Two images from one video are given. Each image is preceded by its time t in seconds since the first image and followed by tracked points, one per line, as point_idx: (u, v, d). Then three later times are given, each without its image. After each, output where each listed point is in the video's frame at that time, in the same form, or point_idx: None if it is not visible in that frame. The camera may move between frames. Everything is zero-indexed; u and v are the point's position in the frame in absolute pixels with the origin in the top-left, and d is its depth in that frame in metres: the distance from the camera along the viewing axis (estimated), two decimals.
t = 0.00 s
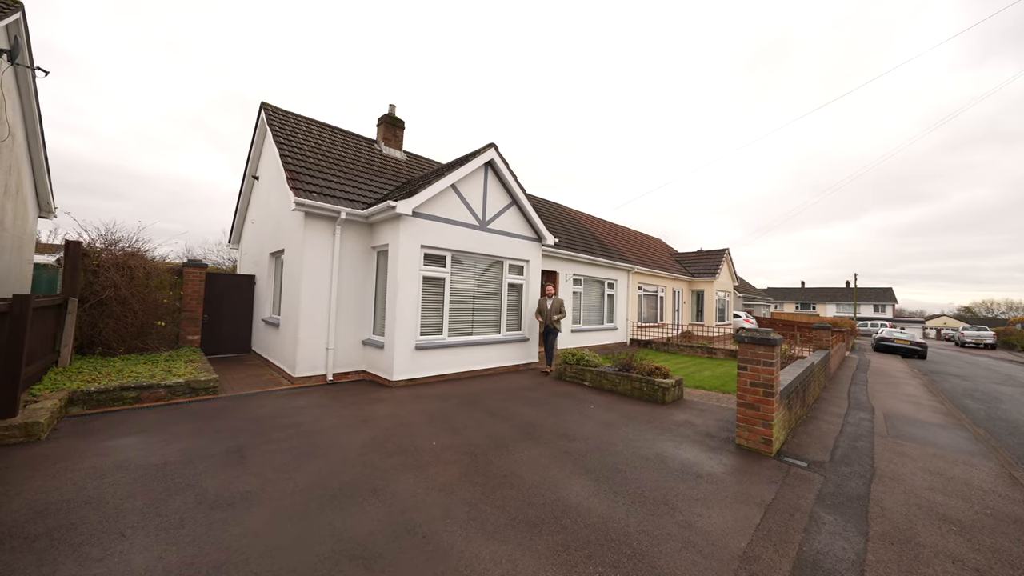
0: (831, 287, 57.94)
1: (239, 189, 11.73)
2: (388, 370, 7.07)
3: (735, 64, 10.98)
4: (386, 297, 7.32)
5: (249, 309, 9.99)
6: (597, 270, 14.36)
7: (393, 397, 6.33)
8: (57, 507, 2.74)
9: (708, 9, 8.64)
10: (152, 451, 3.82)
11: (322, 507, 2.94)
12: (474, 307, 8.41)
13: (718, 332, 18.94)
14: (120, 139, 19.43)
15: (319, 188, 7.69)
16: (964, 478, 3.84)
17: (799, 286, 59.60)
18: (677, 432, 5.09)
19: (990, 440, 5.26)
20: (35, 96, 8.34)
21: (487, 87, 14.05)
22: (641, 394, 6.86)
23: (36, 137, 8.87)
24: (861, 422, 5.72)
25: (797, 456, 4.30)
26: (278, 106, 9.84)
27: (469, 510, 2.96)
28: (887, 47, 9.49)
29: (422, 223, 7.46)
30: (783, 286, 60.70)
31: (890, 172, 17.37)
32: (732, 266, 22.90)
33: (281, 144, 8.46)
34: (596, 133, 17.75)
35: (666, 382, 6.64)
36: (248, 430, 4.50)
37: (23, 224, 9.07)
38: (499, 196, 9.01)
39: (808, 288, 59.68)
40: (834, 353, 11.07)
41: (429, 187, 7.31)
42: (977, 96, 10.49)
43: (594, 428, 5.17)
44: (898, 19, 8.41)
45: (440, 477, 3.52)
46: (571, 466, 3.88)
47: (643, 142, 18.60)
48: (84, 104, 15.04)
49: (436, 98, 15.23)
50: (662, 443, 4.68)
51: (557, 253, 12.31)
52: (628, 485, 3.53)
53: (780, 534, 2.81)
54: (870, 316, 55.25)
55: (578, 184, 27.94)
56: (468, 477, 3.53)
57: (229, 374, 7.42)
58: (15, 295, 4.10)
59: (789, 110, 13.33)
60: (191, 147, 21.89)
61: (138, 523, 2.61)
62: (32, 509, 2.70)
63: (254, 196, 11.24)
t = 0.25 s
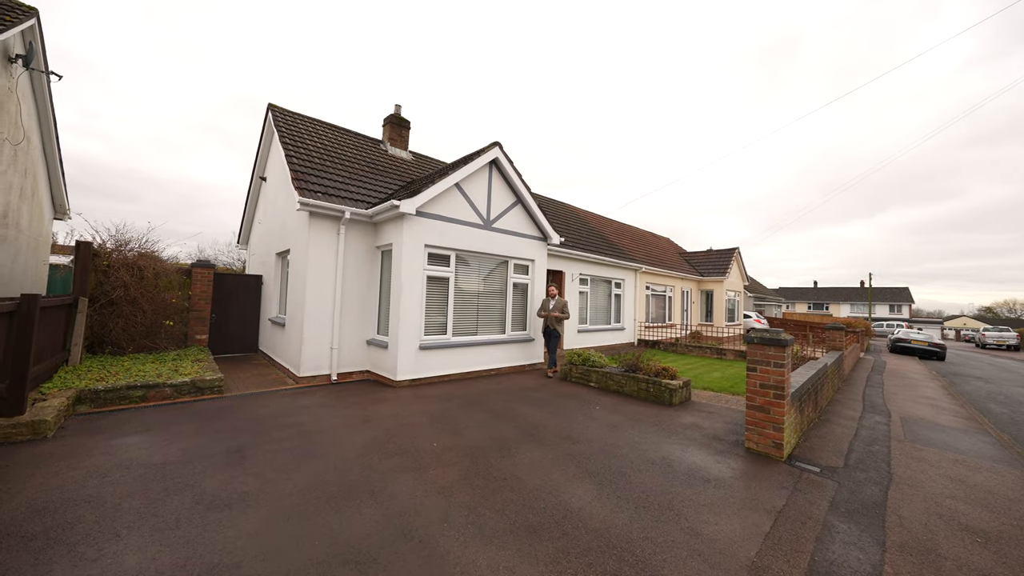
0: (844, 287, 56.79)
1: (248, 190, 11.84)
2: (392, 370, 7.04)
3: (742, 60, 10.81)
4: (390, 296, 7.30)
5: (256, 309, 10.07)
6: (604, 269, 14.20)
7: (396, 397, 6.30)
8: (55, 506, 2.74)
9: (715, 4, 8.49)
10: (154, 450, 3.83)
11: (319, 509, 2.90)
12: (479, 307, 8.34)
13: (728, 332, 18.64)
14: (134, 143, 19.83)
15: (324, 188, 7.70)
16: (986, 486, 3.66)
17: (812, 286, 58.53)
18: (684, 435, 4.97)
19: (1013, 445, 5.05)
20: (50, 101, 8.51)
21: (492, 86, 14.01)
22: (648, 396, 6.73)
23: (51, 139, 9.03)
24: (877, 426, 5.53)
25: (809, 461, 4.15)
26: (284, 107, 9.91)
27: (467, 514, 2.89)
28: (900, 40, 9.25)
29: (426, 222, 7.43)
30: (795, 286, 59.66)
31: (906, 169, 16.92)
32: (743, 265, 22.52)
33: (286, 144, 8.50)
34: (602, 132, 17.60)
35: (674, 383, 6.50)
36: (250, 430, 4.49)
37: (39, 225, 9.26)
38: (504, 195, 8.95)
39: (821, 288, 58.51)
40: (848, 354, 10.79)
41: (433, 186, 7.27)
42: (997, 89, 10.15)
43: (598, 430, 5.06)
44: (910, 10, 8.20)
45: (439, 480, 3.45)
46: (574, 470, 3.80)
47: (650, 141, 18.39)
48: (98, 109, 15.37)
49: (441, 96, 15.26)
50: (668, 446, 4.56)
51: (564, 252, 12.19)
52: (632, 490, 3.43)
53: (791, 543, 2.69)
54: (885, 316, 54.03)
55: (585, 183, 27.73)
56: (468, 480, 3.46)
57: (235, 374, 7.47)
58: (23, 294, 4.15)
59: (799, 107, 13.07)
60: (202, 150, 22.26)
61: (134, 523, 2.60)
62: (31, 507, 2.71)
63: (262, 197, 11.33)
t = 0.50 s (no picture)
0: (858, 287, 55.66)
1: (255, 191, 11.94)
2: (395, 370, 7.02)
3: (747, 56, 10.65)
4: (394, 295, 7.28)
5: (263, 309, 10.13)
6: (611, 269, 14.05)
7: (399, 397, 6.27)
8: (53, 505, 2.74)
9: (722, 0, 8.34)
10: (156, 449, 3.84)
11: (314, 511, 2.86)
12: (484, 306, 8.28)
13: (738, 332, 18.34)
14: (147, 147, 20.21)
15: (329, 188, 7.71)
16: (1009, 492, 3.49)
17: (824, 286, 57.46)
18: (690, 437, 4.85)
19: None
20: (63, 104, 8.68)
21: (497, 86, 13.95)
22: (654, 397, 6.60)
23: (63, 142, 9.18)
24: (892, 429, 5.34)
25: (821, 465, 4.01)
26: (290, 108, 9.97)
27: (464, 517, 2.83)
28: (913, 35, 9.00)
29: (430, 221, 7.39)
30: (807, 286, 58.63)
31: (922, 165, 16.48)
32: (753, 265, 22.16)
33: (292, 144, 8.54)
34: (609, 132, 17.45)
35: (681, 384, 6.36)
36: (251, 429, 4.49)
37: (53, 227, 9.46)
38: (509, 194, 8.88)
39: (834, 288, 57.39)
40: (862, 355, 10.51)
41: (436, 184, 7.23)
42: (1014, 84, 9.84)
43: (603, 431, 4.96)
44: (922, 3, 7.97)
45: (438, 481, 3.39)
46: (576, 472, 3.71)
47: (658, 139, 18.18)
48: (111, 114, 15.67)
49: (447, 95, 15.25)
50: (673, 448, 4.45)
51: (570, 251, 12.08)
52: (635, 493, 3.34)
53: (800, 551, 2.58)
54: (901, 317, 52.82)
55: (592, 182, 27.53)
56: (467, 482, 3.40)
57: (240, 373, 7.51)
58: (28, 293, 4.23)
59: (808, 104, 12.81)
60: (213, 152, 22.58)
61: (128, 523, 2.59)
62: (30, 505, 2.72)
63: (269, 197, 11.42)
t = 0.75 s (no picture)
0: (872, 287, 54.46)
1: (262, 191, 12.02)
2: (398, 370, 6.97)
3: (753, 56, 10.45)
4: (397, 295, 7.23)
5: (269, 308, 10.18)
6: (618, 268, 13.88)
7: (401, 397, 6.22)
8: (48, 505, 2.74)
9: None
10: (155, 449, 3.84)
11: (308, 514, 2.81)
12: (488, 306, 8.21)
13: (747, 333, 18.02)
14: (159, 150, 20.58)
15: (332, 187, 7.70)
16: None
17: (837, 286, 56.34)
18: (697, 440, 4.71)
19: None
20: (74, 107, 8.80)
21: (501, 86, 13.89)
22: (660, 398, 6.47)
23: (75, 144, 9.30)
24: (908, 433, 5.14)
25: (833, 470, 3.86)
26: (295, 108, 10.00)
27: (459, 523, 2.75)
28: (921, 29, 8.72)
29: (433, 220, 7.34)
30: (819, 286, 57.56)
31: (940, 162, 16.00)
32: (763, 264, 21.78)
33: (296, 144, 8.56)
34: (615, 131, 17.26)
35: (688, 385, 6.22)
36: (251, 429, 4.47)
37: (66, 228, 9.62)
38: (513, 192, 8.80)
39: (847, 288, 56.27)
40: (877, 357, 10.21)
41: (439, 183, 7.17)
42: None
43: (606, 434, 4.86)
44: None
45: (434, 485, 3.32)
46: (577, 476, 3.61)
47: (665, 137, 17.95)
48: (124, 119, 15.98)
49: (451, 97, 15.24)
50: (679, 451, 4.33)
51: (576, 250, 11.95)
52: (638, 498, 3.23)
53: (810, 562, 2.46)
54: (917, 317, 51.56)
55: (599, 181, 27.32)
56: (465, 486, 3.33)
57: (245, 372, 7.54)
58: (31, 292, 4.27)
59: (813, 103, 12.61)
60: (223, 155, 22.88)
61: (119, 526, 2.56)
62: (25, 505, 2.72)
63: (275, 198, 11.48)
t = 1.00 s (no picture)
0: (888, 287, 53.20)
1: (269, 192, 12.09)
2: (400, 371, 6.92)
3: (762, 52, 10.24)
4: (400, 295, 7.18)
5: (274, 308, 10.22)
6: (625, 267, 13.69)
7: (402, 398, 6.16)
8: (40, 506, 2.71)
9: None
10: (153, 449, 3.82)
11: (300, 519, 2.74)
12: (491, 306, 8.11)
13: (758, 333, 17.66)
14: (171, 153, 20.92)
15: (336, 186, 7.68)
16: None
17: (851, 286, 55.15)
18: (704, 445, 4.56)
19: None
20: (85, 109, 8.88)
21: (505, 85, 13.88)
22: (667, 401, 6.31)
23: (86, 146, 9.39)
24: (928, 439, 4.92)
25: (849, 479, 3.68)
26: (301, 108, 10.03)
27: (454, 531, 2.66)
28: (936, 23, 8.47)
29: (436, 219, 7.27)
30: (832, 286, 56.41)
31: (959, 158, 15.51)
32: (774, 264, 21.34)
33: (301, 143, 8.56)
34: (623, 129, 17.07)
35: (696, 387, 6.05)
36: (251, 430, 4.44)
37: (78, 229, 9.74)
38: (517, 191, 8.69)
39: (862, 287, 55.02)
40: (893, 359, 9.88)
41: (442, 181, 7.10)
42: None
43: (610, 437, 4.73)
44: None
45: (431, 490, 3.24)
46: (578, 482, 3.49)
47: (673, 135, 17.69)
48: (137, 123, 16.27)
49: (456, 93, 15.21)
50: (685, 456, 4.19)
51: (582, 250, 11.80)
52: (641, 506, 3.11)
53: None
54: (934, 318, 50.23)
55: (607, 180, 27.05)
56: (462, 491, 3.24)
57: (249, 372, 7.55)
58: (34, 292, 4.27)
59: (820, 100, 12.34)
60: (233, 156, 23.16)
61: (109, 529, 2.52)
62: (18, 506, 2.70)
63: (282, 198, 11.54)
